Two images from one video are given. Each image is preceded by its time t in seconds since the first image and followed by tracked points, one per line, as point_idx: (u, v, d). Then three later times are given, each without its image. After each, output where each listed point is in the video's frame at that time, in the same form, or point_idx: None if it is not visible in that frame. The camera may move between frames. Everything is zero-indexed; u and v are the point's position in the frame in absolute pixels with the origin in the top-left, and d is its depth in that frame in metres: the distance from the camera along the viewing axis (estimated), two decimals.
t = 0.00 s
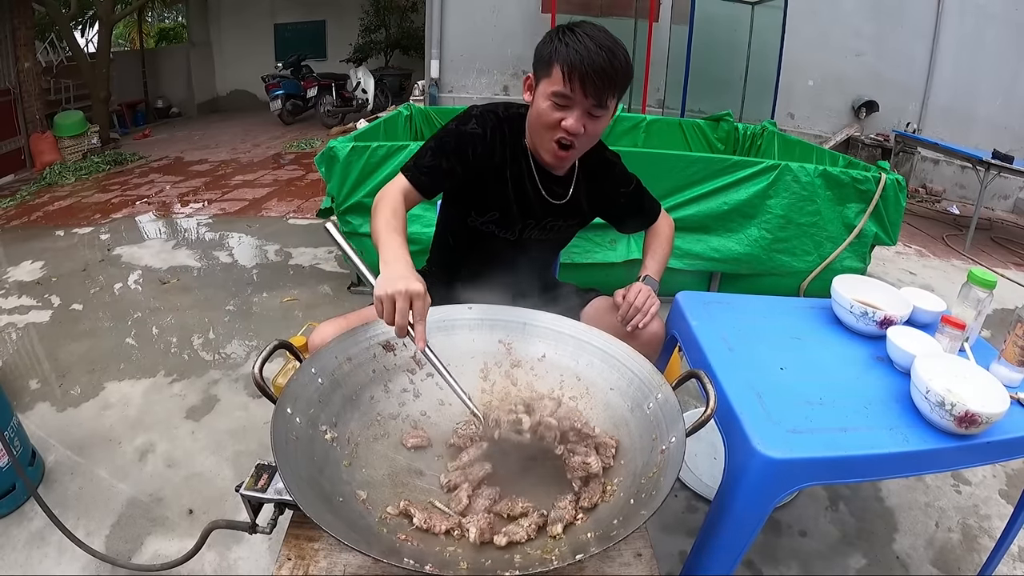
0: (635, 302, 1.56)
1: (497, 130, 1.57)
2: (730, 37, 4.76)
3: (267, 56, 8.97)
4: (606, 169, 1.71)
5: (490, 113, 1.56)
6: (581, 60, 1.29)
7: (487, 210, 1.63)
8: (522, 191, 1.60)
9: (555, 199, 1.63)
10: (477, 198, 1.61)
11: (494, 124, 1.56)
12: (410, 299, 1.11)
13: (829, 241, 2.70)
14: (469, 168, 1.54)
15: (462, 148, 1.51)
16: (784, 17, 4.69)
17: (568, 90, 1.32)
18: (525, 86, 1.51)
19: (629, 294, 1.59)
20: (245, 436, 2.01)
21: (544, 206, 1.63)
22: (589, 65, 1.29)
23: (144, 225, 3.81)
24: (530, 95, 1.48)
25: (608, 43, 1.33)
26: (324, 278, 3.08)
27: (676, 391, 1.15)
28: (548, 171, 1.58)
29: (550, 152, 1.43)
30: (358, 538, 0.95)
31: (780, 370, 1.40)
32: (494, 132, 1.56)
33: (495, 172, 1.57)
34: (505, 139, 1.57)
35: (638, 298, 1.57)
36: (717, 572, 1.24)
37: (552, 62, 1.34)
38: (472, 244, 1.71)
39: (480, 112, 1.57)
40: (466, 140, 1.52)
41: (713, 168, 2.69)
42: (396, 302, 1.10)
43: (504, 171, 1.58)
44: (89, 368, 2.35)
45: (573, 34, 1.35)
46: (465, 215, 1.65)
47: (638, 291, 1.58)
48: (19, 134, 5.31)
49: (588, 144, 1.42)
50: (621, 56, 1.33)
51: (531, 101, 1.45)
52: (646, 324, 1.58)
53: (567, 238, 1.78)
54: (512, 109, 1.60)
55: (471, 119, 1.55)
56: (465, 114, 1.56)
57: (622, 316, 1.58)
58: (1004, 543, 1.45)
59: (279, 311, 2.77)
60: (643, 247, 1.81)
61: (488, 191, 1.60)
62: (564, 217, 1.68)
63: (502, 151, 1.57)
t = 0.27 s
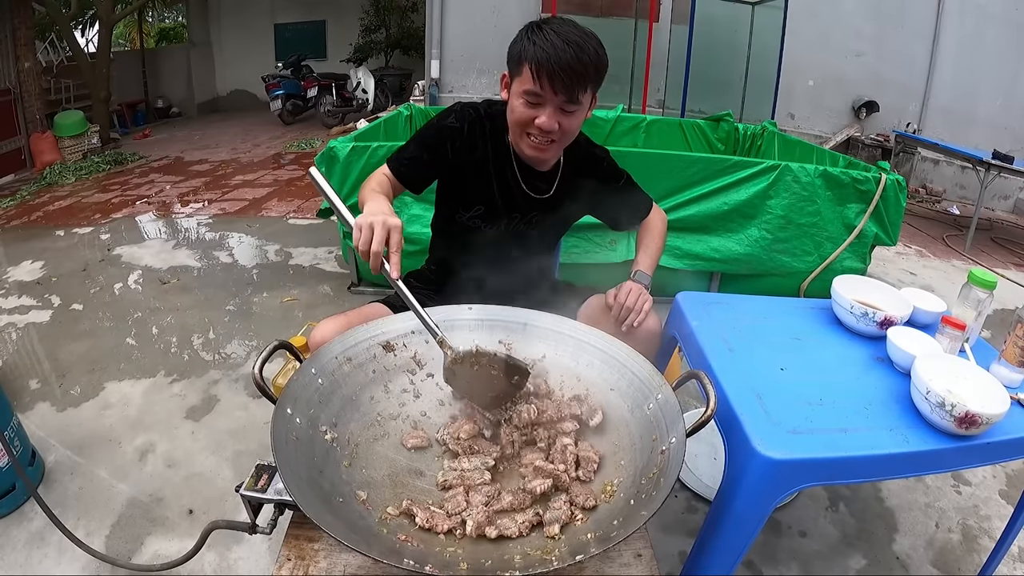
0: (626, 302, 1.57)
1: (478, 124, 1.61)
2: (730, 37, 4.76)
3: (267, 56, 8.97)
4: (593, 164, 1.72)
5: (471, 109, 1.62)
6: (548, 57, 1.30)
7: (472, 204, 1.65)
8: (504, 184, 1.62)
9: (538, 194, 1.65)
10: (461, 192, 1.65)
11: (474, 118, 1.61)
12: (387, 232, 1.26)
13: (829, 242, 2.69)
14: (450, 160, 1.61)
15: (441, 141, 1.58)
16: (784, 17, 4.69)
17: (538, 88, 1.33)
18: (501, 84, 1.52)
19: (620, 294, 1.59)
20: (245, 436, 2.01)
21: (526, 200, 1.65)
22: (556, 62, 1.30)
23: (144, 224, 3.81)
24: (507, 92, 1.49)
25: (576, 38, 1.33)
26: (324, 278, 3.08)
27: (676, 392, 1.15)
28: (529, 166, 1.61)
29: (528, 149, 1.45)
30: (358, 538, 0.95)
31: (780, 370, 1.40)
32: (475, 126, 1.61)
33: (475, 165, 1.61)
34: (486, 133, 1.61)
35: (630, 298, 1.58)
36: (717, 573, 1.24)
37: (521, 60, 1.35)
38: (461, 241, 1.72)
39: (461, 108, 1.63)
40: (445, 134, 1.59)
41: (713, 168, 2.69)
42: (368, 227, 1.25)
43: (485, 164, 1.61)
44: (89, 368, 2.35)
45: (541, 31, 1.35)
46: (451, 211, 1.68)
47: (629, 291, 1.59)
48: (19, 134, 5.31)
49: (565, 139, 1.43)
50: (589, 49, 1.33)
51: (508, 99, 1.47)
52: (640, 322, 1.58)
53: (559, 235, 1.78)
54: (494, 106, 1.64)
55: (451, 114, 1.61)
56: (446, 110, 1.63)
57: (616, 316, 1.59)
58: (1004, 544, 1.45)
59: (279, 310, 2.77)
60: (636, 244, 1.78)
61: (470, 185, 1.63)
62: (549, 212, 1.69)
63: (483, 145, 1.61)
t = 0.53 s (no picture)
0: (627, 301, 1.58)
1: (482, 117, 1.61)
2: (730, 36, 4.76)
3: (266, 55, 8.95)
4: (595, 165, 1.72)
5: (476, 101, 1.63)
6: (548, 57, 1.30)
7: (472, 198, 1.65)
8: (504, 180, 1.62)
9: (537, 194, 1.65)
10: (462, 184, 1.64)
11: (479, 111, 1.61)
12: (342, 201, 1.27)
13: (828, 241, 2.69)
14: (450, 149, 1.60)
15: (441, 128, 1.58)
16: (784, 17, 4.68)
17: (539, 88, 1.33)
18: (502, 84, 1.52)
19: (622, 293, 1.59)
20: (244, 435, 2.00)
21: (525, 197, 1.65)
22: (556, 62, 1.29)
23: (143, 223, 3.81)
24: (507, 93, 1.49)
25: (577, 38, 1.33)
26: (323, 277, 3.08)
27: (675, 390, 1.14)
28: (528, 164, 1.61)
29: (528, 149, 1.44)
30: (357, 537, 0.95)
31: (779, 369, 1.40)
32: (478, 118, 1.61)
33: (476, 158, 1.61)
34: (489, 127, 1.61)
35: (632, 297, 1.58)
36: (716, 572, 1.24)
37: (521, 60, 1.35)
38: (460, 237, 1.71)
39: (467, 100, 1.63)
40: (447, 121, 1.59)
41: (713, 167, 2.68)
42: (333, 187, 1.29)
43: (486, 157, 1.61)
44: (88, 368, 2.35)
45: (542, 31, 1.35)
46: (452, 205, 1.68)
47: (631, 290, 1.59)
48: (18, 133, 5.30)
49: (565, 141, 1.42)
50: (590, 50, 1.33)
51: (507, 99, 1.47)
52: (642, 320, 1.59)
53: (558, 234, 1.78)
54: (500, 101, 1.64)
55: (456, 104, 1.62)
56: (452, 100, 1.63)
57: (617, 315, 1.59)
58: (1003, 543, 1.45)
59: (278, 309, 2.77)
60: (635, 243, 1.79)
61: (470, 178, 1.63)
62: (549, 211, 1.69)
63: (485, 138, 1.60)
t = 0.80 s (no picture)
0: (635, 301, 1.56)
1: (510, 122, 1.59)
2: (731, 36, 4.76)
3: (267, 54, 8.95)
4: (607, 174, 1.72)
5: (506, 105, 1.60)
6: (580, 68, 1.30)
7: (489, 203, 1.63)
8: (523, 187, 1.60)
9: (551, 202, 1.64)
10: (481, 188, 1.62)
11: (508, 115, 1.59)
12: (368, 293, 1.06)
13: (829, 241, 2.70)
14: (474, 150, 1.57)
15: (470, 127, 1.54)
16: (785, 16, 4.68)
17: (568, 98, 1.32)
18: (523, 92, 1.51)
19: (629, 293, 1.59)
20: (244, 434, 2.00)
21: (541, 205, 1.64)
22: (588, 73, 1.29)
23: (143, 222, 3.81)
24: (530, 102, 1.48)
25: (608, 50, 1.33)
26: (324, 276, 3.08)
27: (676, 389, 1.15)
28: (548, 176, 1.60)
29: (551, 159, 1.43)
30: (358, 535, 0.95)
31: (780, 368, 1.40)
32: (506, 123, 1.58)
33: (500, 162, 1.59)
34: (515, 132, 1.58)
35: (639, 297, 1.57)
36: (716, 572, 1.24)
37: (550, 69, 1.34)
38: (469, 240, 1.70)
39: (496, 102, 1.60)
40: (475, 121, 1.55)
41: (715, 166, 2.68)
42: (357, 277, 1.04)
43: (509, 163, 1.59)
44: (88, 367, 2.35)
45: (573, 40, 1.35)
46: (466, 207, 1.66)
47: (638, 290, 1.58)
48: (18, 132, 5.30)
49: (588, 153, 1.42)
50: (620, 63, 1.33)
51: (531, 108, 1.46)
52: (647, 322, 1.58)
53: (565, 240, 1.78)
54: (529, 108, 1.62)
55: (486, 105, 1.58)
56: (482, 100, 1.59)
57: (623, 315, 1.58)
58: (1003, 543, 1.45)
59: (279, 309, 2.77)
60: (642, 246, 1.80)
61: (490, 182, 1.61)
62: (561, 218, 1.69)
63: (510, 144, 1.58)
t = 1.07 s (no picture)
0: (638, 301, 1.57)
1: (513, 130, 1.56)
2: (731, 35, 4.76)
3: (267, 53, 8.95)
4: (611, 172, 1.70)
5: (508, 113, 1.56)
6: (595, 65, 1.29)
7: (495, 212, 1.62)
8: (530, 197, 1.60)
9: (558, 204, 1.63)
10: (487, 198, 1.61)
11: (510, 123, 1.56)
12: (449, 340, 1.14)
13: (830, 239, 2.69)
14: (479, 163, 1.54)
15: (475, 142, 1.50)
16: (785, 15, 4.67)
17: (581, 95, 1.31)
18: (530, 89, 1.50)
19: (633, 293, 1.59)
20: (245, 433, 2.00)
21: (547, 210, 1.64)
22: (603, 70, 1.29)
23: (144, 222, 3.81)
24: (538, 99, 1.47)
25: (621, 48, 1.33)
26: (325, 275, 3.08)
27: (678, 388, 1.15)
28: (554, 175, 1.59)
29: (559, 157, 1.42)
30: (359, 533, 0.95)
31: (782, 367, 1.40)
32: (510, 132, 1.56)
33: (506, 173, 1.57)
34: (519, 141, 1.57)
35: (643, 298, 1.58)
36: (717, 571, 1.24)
37: (563, 66, 1.33)
38: (474, 246, 1.70)
39: (497, 110, 1.56)
40: (480, 135, 1.51)
41: (715, 165, 2.68)
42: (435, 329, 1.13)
43: (515, 172, 1.58)
44: (89, 366, 2.35)
45: (586, 37, 1.34)
46: (471, 216, 1.64)
47: (642, 290, 1.59)
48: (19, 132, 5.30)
49: (597, 151, 1.42)
50: (633, 61, 1.33)
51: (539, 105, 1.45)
52: (650, 323, 1.59)
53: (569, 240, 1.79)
54: (529, 110, 1.60)
55: (488, 116, 1.54)
56: (483, 110, 1.55)
57: (627, 315, 1.59)
58: (1004, 542, 1.45)
59: (280, 308, 2.77)
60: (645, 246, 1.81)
61: (496, 193, 1.60)
62: (567, 220, 1.69)
63: (515, 154, 1.57)
